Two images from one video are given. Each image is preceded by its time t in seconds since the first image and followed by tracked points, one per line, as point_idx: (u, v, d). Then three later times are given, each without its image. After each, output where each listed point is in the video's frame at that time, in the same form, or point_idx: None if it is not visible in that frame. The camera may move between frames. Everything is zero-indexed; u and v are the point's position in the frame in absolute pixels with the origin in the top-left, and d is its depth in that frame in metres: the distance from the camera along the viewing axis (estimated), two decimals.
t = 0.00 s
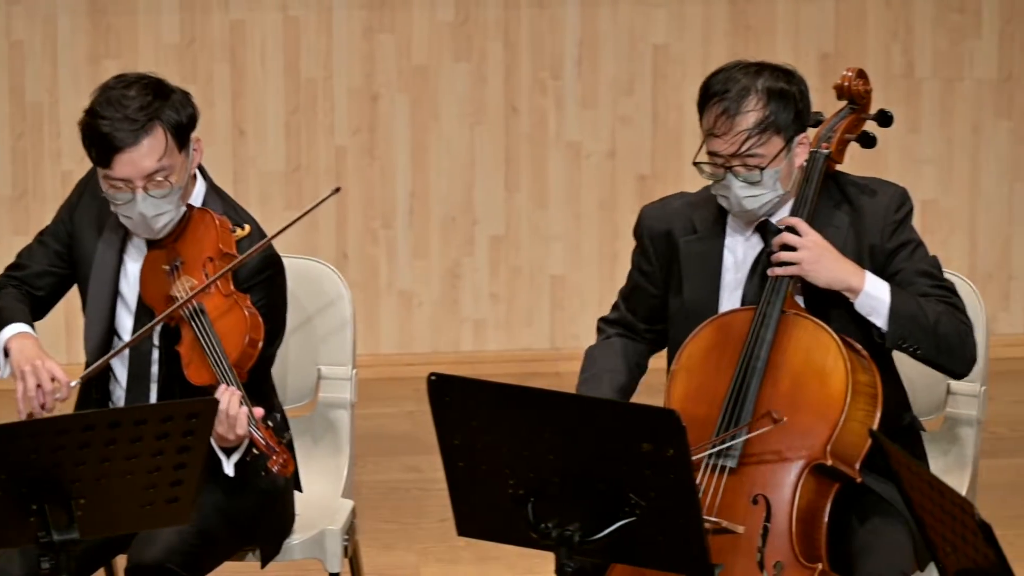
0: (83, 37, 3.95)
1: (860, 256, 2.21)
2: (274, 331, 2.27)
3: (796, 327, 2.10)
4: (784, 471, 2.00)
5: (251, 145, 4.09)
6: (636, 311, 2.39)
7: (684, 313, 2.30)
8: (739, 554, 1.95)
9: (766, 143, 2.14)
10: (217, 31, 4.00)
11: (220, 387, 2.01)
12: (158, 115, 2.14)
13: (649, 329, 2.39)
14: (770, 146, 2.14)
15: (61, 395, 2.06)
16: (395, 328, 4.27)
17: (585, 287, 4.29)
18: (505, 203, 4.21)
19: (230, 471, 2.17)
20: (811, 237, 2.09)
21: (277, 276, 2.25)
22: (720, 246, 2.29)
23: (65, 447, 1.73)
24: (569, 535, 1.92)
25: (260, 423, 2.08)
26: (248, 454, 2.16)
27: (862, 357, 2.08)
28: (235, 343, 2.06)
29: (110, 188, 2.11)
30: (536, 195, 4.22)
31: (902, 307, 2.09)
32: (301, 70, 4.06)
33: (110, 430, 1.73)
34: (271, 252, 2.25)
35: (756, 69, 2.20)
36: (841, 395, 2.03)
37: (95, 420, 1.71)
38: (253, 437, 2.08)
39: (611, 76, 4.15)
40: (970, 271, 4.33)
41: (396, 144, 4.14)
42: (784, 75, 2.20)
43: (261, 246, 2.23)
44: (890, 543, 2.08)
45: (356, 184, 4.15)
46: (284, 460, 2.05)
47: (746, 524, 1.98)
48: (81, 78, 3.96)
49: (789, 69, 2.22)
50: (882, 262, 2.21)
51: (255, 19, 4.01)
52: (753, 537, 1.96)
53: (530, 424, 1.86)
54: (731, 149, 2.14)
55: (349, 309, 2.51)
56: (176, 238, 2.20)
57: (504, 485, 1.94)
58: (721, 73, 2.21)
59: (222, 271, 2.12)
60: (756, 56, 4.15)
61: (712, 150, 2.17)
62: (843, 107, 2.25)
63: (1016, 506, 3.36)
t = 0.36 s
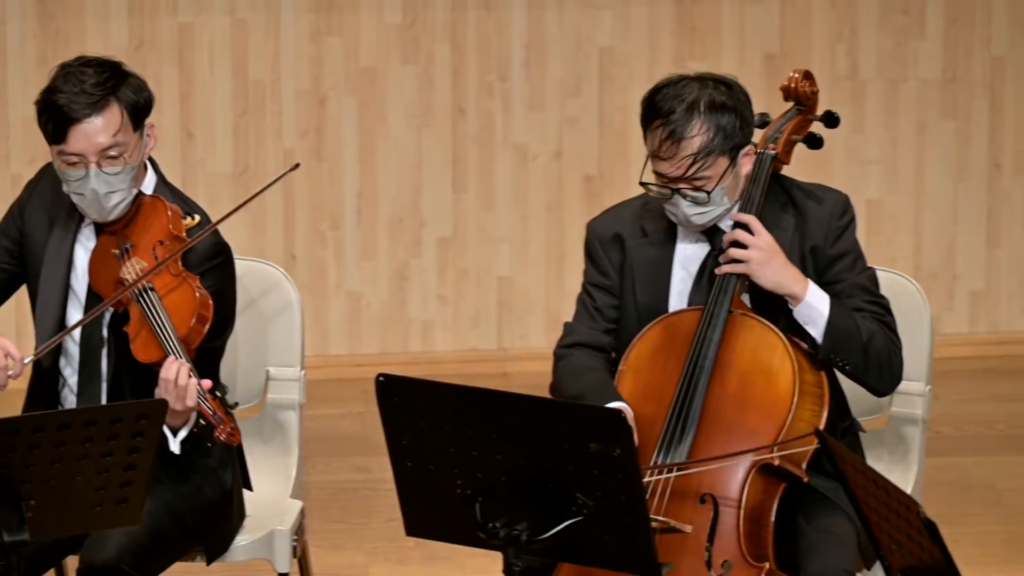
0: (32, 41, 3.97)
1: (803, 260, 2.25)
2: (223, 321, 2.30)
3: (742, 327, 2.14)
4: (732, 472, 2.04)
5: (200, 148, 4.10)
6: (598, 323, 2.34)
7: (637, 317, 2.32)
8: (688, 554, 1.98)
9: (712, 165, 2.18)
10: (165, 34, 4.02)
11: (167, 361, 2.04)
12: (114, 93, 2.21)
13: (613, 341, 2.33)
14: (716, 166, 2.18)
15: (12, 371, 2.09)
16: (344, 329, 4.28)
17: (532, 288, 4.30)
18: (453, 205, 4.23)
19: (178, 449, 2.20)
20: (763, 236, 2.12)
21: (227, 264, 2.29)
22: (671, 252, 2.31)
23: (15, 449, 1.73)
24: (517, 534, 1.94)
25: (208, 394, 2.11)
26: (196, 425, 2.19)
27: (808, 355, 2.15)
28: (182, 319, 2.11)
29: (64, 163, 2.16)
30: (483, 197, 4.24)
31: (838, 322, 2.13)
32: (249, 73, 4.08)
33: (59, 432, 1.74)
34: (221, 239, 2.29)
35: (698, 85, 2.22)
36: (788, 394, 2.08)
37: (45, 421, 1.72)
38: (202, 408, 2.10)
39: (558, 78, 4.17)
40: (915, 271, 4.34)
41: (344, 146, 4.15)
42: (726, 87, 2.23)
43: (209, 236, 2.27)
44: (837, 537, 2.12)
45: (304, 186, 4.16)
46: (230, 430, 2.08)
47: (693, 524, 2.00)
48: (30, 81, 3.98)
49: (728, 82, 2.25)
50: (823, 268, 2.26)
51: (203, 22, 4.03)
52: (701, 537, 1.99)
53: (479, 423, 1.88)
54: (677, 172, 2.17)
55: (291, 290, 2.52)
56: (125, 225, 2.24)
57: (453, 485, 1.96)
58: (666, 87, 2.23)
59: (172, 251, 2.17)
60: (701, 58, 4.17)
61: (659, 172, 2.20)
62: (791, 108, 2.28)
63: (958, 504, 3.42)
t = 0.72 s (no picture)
0: None
1: (760, 261, 2.29)
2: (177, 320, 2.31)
3: (697, 329, 2.17)
4: (686, 473, 2.06)
5: (153, 152, 4.11)
6: (548, 321, 2.37)
7: (590, 316, 2.35)
8: (642, 554, 1.99)
9: (677, 159, 2.22)
10: (119, 39, 4.04)
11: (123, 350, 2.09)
12: (72, 88, 2.25)
13: (561, 341, 2.38)
14: (680, 161, 2.22)
15: None
16: (297, 333, 4.29)
17: (484, 291, 4.32)
18: (405, 209, 4.25)
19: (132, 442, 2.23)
20: (715, 238, 2.16)
21: (181, 262, 2.33)
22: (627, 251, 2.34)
23: None
24: (470, 536, 1.96)
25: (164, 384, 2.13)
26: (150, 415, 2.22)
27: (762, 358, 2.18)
28: (138, 311, 2.15)
29: (21, 156, 2.20)
30: (435, 201, 4.25)
31: (794, 320, 2.17)
32: (202, 78, 4.09)
33: (14, 436, 1.76)
34: (176, 237, 2.33)
35: (666, 81, 2.26)
36: (741, 395, 2.11)
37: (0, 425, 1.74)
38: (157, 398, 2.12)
39: (509, 82, 4.19)
40: (864, 273, 4.40)
41: (297, 150, 4.17)
42: (693, 86, 2.27)
43: (165, 235, 2.31)
44: (784, 542, 2.16)
45: (257, 190, 4.18)
46: (185, 417, 2.08)
47: (648, 525, 2.02)
48: None
49: (696, 80, 2.29)
50: (779, 268, 2.30)
51: (156, 27, 4.05)
52: (655, 538, 2.01)
53: (433, 425, 1.89)
54: (641, 164, 2.21)
55: (240, 283, 2.54)
56: (80, 221, 2.26)
57: (406, 487, 1.98)
58: (634, 81, 2.26)
59: (127, 246, 2.20)
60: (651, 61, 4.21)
61: (622, 162, 2.23)
62: (745, 111, 2.31)
63: (907, 505, 3.48)
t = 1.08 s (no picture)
0: None
1: (719, 262, 2.33)
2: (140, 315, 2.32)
3: (655, 331, 2.20)
4: (644, 474, 2.09)
5: (113, 155, 4.13)
6: (499, 319, 2.41)
7: (546, 315, 2.37)
8: (600, 554, 2.01)
9: (633, 150, 2.25)
10: (79, 44, 4.06)
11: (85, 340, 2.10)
12: (35, 85, 2.26)
13: (511, 338, 2.42)
14: (636, 153, 2.25)
15: None
16: (257, 334, 4.29)
17: (443, 292, 4.33)
18: (364, 210, 4.26)
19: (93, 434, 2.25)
20: (667, 248, 2.19)
21: (143, 258, 2.34)
22: (586, 246, 2.37)
23: None
24: (429, 536, 1.97)
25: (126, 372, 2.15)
26: (111, 407, 2.23)
27: (718, 358, 2.20)
28: (100, 304, 2.17)
29: None
30: (394, 202, 4.26)
31: (751, 319, 2.21)
32: (162, 81, 4.11)
33: None
34: (137, 234, 2.35)
35: (626, 75, 2.30)
36: (699, 396, 2.15)
37: None
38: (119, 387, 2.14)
39: (467, 84, 4.21)
40: (821, 274, 4.46)
41: (256, 152, 4.18)
42: (652, 83, 2.32)
43: (126, 232, 2.33)
44: (743, 541, 2.20)
45: (217, 192, 4.19)
46: (147, 405, 2.11)
47: (606, 525, 2.04)
48: None
49: (656, 78, 2.33)
50: (739, 267, 2.34)
51: (116, 30, 4.07)
52: (613, 538, 2.03)
53: (393, 425, 1.91)
54: (598, 154, 2.24)
55: (196, 278, 2.56)
56: (41, 219, 2.26)
57: (365, 487, 2.00)
58: (593, 76, 2.31)
59: (89, 240, 2.21)
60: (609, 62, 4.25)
61: (579, 154, 2.27)
62: (701, 113, 2.33)
63: (863, 505, 3.54)
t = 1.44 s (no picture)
0: None
1: (683, 259, 2.38)
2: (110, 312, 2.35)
3: (621, 326, 2.24)
4: (608, 470, 2.13)
5: (83, 155, 4.15)
6: (460, 314, 2.47)
7: (511, 312, 2.41)
8: (566, 548, 2.05)
9: (596, 138, 2.29)
10: (49, 44, 4.07)
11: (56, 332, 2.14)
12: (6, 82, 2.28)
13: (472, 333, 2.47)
14: (599, 141, 2.29)
15: None
16: (226, 332, 4.31)
17: (411, 289, 4.36)
18: (332, 208, 4.28)
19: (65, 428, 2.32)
20: (633, 241, 2.23)
21: (114, 255, 2.36)
22: (550, 242, 2.41)
23: None
24: (398, 531, 2.00)
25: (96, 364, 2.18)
26: (82, 399, 2.30)
27: (683, 353, 2.24)
28: (70, 298, 2.21)
29: None
30: (362, 200, 4.29)
31: (717, 311, 2.26)
32: (131, 81, 4.12)
33: None
34: (107, 232, 2.37)
35: (591, 67, 2.35)
36: (664, 390, 2.19)
37: None
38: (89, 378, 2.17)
39: (434, 83, 4.24)
40: (785, 271, 4.52)
41: (225, 152, 4.20)
42: (616, 74, 2.36)
43: (97, 229, 2.36)
44: (709, 535, 2.24)
45: (186, 190, 4.21)
46: (117, 397, 2.13)
47: (572, 519, 2.08)
48: None
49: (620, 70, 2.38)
50: (703, 264, 2.38)
51: (86, 31, 4.08)
52: (580, 532, 2.07)
53: (361, 421, 1.95)
54: (561, 141, 2.28)
55: (162, 274, 2.59)
56: (11, 216, 2.26)
57: (334, 483, 2.03)
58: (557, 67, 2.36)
59: (60, 236, 2.24)
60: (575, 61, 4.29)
61: (543, 142, 2.30)
62: (665, 111, 2.38)
63: (827, 499, 3.60)
